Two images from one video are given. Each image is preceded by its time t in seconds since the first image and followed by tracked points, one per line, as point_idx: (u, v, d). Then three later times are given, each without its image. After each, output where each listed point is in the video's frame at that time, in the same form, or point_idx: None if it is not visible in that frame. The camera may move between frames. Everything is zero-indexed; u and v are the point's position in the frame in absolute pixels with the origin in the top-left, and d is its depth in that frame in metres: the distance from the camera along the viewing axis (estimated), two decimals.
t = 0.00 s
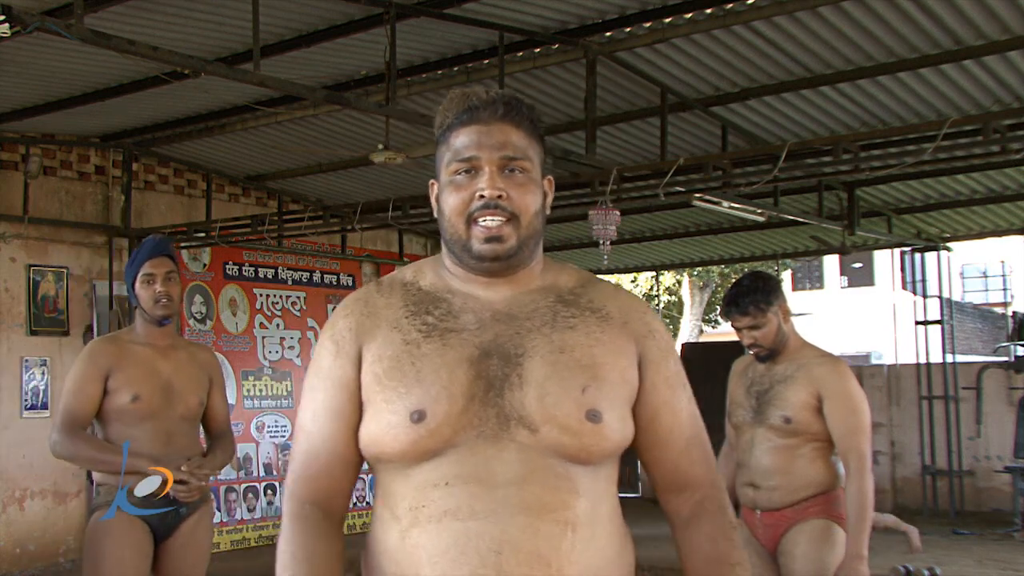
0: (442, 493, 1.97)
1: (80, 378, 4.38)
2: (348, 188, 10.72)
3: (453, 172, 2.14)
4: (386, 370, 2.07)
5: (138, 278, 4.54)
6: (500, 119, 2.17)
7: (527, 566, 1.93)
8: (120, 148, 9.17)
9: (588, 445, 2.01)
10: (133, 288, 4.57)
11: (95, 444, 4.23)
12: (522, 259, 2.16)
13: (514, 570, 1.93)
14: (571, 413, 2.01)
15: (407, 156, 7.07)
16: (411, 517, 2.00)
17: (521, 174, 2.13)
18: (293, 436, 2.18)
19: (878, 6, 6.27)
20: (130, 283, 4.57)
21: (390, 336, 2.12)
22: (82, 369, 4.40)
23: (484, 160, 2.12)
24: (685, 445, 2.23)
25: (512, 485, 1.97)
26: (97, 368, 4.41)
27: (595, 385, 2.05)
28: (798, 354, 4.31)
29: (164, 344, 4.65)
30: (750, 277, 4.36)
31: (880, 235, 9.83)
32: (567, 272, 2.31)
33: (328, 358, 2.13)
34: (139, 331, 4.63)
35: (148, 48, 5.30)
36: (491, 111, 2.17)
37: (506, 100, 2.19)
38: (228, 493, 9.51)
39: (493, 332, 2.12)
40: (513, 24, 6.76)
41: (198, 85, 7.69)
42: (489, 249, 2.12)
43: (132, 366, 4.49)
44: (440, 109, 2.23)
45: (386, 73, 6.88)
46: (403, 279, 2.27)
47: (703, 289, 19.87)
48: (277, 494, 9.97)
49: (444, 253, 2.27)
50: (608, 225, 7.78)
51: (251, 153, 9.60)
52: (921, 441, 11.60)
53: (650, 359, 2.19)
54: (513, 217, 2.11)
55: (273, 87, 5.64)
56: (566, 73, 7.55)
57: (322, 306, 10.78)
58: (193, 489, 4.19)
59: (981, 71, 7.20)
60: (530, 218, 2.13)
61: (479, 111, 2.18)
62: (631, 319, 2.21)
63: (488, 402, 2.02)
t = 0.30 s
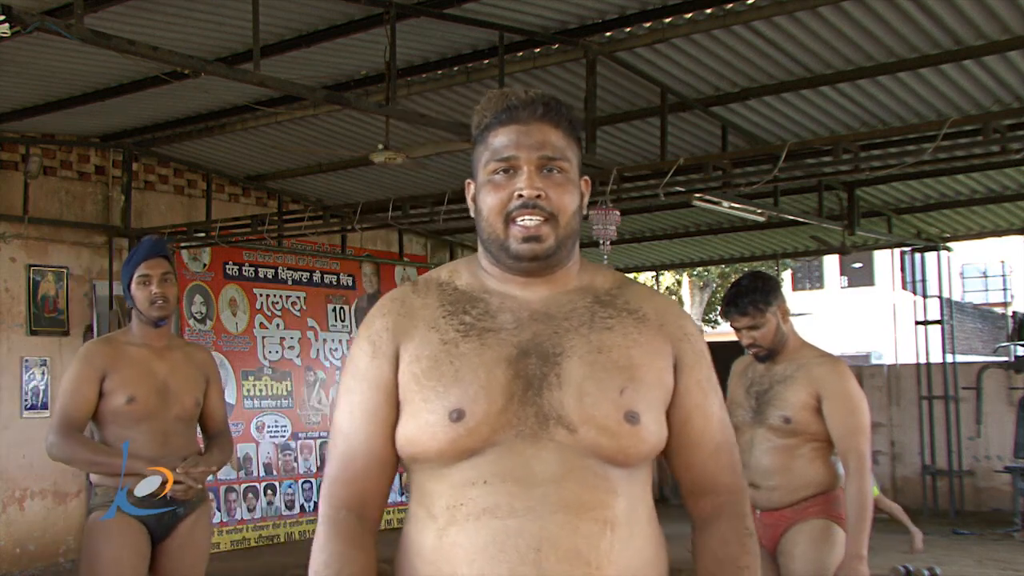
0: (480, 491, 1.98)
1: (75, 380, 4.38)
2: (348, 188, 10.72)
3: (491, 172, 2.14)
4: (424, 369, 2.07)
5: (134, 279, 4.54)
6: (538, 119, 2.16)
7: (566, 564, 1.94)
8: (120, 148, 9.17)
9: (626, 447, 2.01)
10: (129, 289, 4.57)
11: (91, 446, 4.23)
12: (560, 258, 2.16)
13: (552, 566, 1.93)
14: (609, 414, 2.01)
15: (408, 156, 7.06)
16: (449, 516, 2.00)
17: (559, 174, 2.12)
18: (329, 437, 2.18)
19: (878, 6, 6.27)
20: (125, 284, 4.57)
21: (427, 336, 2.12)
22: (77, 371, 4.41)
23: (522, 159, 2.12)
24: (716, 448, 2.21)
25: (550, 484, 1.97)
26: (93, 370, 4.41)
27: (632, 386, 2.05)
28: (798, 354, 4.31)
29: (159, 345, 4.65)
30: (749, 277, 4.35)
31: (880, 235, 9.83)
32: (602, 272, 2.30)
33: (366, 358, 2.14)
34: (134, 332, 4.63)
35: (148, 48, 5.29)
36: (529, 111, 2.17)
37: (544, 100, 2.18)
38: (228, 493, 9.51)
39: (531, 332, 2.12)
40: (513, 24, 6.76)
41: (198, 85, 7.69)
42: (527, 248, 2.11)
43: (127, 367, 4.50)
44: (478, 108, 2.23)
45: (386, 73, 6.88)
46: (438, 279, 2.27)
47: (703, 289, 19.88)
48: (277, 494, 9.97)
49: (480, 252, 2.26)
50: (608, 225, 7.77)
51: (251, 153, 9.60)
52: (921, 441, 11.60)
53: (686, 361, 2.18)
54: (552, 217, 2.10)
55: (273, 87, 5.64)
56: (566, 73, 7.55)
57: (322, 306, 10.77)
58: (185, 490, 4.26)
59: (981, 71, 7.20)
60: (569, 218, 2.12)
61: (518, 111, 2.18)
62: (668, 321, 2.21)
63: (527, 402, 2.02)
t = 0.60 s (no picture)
0: (497, 496, 1.98)
1: (70, 381, 4.37)
2: (348, 188, 10.72)
3: (510, 174, 2.14)
4: (440, 372, 2.08)
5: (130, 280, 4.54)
6: (557, 120, 2.17)
7: (582, 567, 1.93)
8: (120, 148, 9.17)
9: (642, 451, 1.99)
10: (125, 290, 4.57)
11: (86, 447, 4.23)
12: (577, 261, 2.16)
13: (569, 570, 1.93)
14: (625, 419, 2.00)
15: (409, 156, 7.06)
16: (465, 519, 2.01)
17: (577, 177, 2.13)
18: (345, 437, 2.21)
19: (878, 6, 6.27)
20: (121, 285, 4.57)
21: (444, 337, 2.14)
22: (72, 372, 4.40)
23: (541, 161, 2.12)
24: (740, 447, 2.19)
25: (565, 489, 1.96)
26: (87, 371, 4.41)
27: (649, 390, 2.03)
28: (798, 354, 4.31)
29: (155, 345, 4.65)
30: (749, 277, 4.34)
31: (880, 235, 9.83)
32: (622, 273, 2.29)
33: (383, 359, 2.16)
34: (130, 332, 4.63)
35: (148, 48, 5.29)
36: (549, 113, 2.17)
37: (563, 102, 2.18)
38: (228, 493, 9.51)
39: (548, 335, 2.12)
40: (513, 24, 6.76)
41: (198, 85, 7.69)
42: (545, 250, 2.11)
43: (121, 367, 4.50)
44: (497, 110, 2.23)
45: (386, 73, 6.87)
46: (456, 279, 2.29)
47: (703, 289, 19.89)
48: (277, 494, 9.97)
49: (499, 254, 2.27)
50: (609, 225, 7.76)
51: (251, 153, 9.60)
52: (921, 441, 11.60)
53: (706, 362, 2.17)
54: (569, 220, 2.11)
55: (273, 87, 5.64)
56: (566, 73, 7.55)
57: (322, 306, 10.76)
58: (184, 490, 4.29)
59: (981, 71, 7.20)
60: (587, 221, 2.12)
61: (537, 113, 2.18)
62: (687, 321, 2.18)
63: (543, 408, 2.02)
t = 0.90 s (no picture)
0: (478, 494, 1.97)
1: (66, 382, 4.38)
2: (348, 188, 10.73)
3: (500, 171, 2.14)
4: (425, 368, 2.07)
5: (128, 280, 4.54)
6: (548, 119, 2.17)
7: (558, 569, 1.91)
8: (120, 148, 9.17)
9: (626, 450, 1.97)
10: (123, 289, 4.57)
11: (82, 447, 4.24)
12: (566, 259, 2.15)
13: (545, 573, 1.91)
14: (608, 418, 1.98)
15: (408, 157, 7.06)
16: (446, 517, 2.00)
17: (566, 176, 2.12)
18: (332, 433, 2.20)
19: (878, 6, 6.27)
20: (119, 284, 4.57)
21: (430, 334, 2.13)
22: (69, 373, 4.41)
23: (530, 159, 2.13)
24: (730, 445, 2.18)
25: (547, 488, 1.95)
26: (83, 371, 4.42)
27: (633, 389, 2.01)
28: (799, 354, 4.31)
29: (152, 345, 4.66)
30: (750, 277, 4.35)
31: (880, 235, 9.83)
32: (612, 272, 2.27)
33: (370, 354, 2.16)
34: (128, 332, 4.64)
35: (148, 48, 5.29)
36: (539, 112, 2.18)
37: (555, 101, 2.19)
38: (228, 493, 9.51)
39: (534, 334, 2.10)
40: (513, 24, 6.76)
41: (198, 85, 7.69)
42: (532, 247, 2.10)
43: (117, 367, 4.50)
44: (489, 109, 2.24)
45: (386, 73, 6.88)
46: (446, 277, 2.27)
47: (703, 289, 19.90)
48: (277, 494, 9.97)
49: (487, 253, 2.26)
50: (608, 225, 7.76)
51: (252, 153, 9.60)
52: (921, 441, 11.60)
53: (695, 362, 2.14)
54: (558, 217, 2.10)
55: (273, 87, 5.64)
56: (566, 73, 7.55)
57: (322, 306, 10.77)
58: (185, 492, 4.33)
59: (981, 71, 7.20)
60: (575, 220, 2.12)
61: (528, 111, 2.18)
62: (676, 321, 2.16)
63: (528, 406, 2.00)
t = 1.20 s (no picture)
0: (442, 493, 1.95)
1: (62, 383, 4.39)
2: (348, 188, 10.73)
3: (471, 168, 2.12)
4: (392, 365, 2.06)
5: (124, 279, 4.52)
6: (521, 117, 2.15)
7: (521, 570, 1.90)
8: (120, 148, 9.17)
9: (589, 450, 1.96)
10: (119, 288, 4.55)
11: (78, 448, 4.24)
12: (536, 258, 2.13)
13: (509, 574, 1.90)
14: (573, 417, 1.96)
15: (408, 157, 7.05)
16: (410, 516, 1.99)
17: (538, 174, 2.10)
18: (299, 428, 2.18)
19: (878, 6, 6.27)
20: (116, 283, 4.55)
21: (398, 331, 2.11)
22: (66, 373, 4.42)
23: (502, 156, 2.10)
24: (694, 448, 2.15)
25: (510, 488, 1.93)
26: (81, 371, 4.43)
27: (599, 388, 1.99)
28: (799, 354, 4.31)
29: (150, 345, 4.66)
30: (750, 277, 4.35)
31: (880, 235, 9.83)
32: (581, 272, 2.25)
33: (337, 350, 2.14)
34: (125, 332, 4.64)
35: (149, 48, 5.29)
36: (513, 109, 2.15)
37: (528, 99, 2.17)
38: (228, 493, 9.50)
39: (502, 331, 2.08)
40: (513, 24, 6.75)
41: (198, 85, 7.69)
42: (501, 245, 2.08)
43: (114, 367, 4.51)
44: (463, 106, 2.22)
45: (386, 73, 6.88)
46: (416, 275, 2.25)
47: (704, 289, 19.91)
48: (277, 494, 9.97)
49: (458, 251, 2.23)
50: (608, 225, 7.77)
51: (251, 153, 9.60)
52: (921, 441, 11.60)
53: (662, 362, 2.12)
54: (528, 216, 2.08)
55: (273, 87, 5.64)
56: (566, 73, 7.56)
57: (322, 306, 10.79)
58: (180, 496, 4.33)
59: (981, 71, 7.20)
60: (545, 219, 2.10)
61: (502, 108, 2.16)
62: (644, 322, 2.15)
63: (492, 403, 1.98)
